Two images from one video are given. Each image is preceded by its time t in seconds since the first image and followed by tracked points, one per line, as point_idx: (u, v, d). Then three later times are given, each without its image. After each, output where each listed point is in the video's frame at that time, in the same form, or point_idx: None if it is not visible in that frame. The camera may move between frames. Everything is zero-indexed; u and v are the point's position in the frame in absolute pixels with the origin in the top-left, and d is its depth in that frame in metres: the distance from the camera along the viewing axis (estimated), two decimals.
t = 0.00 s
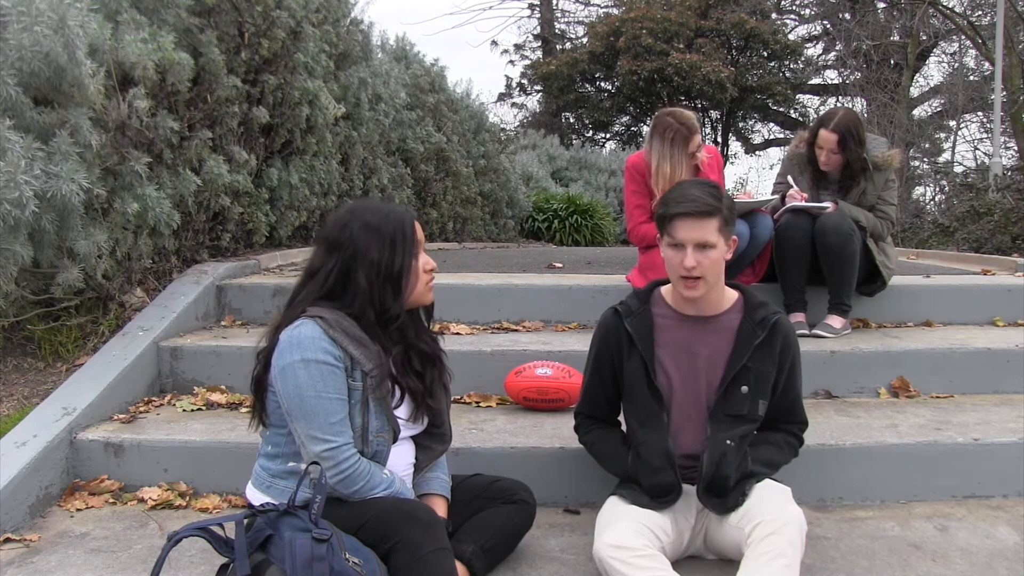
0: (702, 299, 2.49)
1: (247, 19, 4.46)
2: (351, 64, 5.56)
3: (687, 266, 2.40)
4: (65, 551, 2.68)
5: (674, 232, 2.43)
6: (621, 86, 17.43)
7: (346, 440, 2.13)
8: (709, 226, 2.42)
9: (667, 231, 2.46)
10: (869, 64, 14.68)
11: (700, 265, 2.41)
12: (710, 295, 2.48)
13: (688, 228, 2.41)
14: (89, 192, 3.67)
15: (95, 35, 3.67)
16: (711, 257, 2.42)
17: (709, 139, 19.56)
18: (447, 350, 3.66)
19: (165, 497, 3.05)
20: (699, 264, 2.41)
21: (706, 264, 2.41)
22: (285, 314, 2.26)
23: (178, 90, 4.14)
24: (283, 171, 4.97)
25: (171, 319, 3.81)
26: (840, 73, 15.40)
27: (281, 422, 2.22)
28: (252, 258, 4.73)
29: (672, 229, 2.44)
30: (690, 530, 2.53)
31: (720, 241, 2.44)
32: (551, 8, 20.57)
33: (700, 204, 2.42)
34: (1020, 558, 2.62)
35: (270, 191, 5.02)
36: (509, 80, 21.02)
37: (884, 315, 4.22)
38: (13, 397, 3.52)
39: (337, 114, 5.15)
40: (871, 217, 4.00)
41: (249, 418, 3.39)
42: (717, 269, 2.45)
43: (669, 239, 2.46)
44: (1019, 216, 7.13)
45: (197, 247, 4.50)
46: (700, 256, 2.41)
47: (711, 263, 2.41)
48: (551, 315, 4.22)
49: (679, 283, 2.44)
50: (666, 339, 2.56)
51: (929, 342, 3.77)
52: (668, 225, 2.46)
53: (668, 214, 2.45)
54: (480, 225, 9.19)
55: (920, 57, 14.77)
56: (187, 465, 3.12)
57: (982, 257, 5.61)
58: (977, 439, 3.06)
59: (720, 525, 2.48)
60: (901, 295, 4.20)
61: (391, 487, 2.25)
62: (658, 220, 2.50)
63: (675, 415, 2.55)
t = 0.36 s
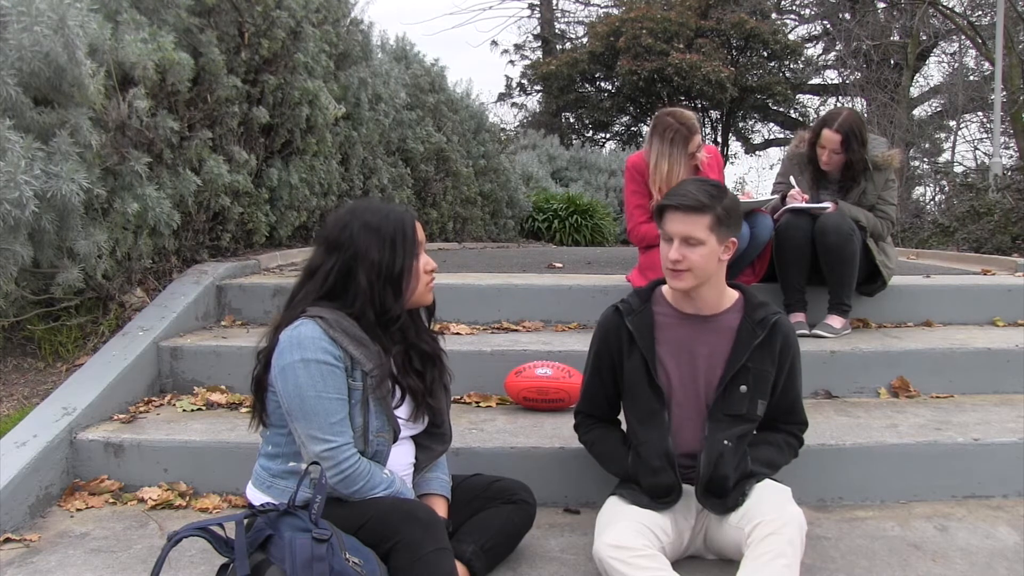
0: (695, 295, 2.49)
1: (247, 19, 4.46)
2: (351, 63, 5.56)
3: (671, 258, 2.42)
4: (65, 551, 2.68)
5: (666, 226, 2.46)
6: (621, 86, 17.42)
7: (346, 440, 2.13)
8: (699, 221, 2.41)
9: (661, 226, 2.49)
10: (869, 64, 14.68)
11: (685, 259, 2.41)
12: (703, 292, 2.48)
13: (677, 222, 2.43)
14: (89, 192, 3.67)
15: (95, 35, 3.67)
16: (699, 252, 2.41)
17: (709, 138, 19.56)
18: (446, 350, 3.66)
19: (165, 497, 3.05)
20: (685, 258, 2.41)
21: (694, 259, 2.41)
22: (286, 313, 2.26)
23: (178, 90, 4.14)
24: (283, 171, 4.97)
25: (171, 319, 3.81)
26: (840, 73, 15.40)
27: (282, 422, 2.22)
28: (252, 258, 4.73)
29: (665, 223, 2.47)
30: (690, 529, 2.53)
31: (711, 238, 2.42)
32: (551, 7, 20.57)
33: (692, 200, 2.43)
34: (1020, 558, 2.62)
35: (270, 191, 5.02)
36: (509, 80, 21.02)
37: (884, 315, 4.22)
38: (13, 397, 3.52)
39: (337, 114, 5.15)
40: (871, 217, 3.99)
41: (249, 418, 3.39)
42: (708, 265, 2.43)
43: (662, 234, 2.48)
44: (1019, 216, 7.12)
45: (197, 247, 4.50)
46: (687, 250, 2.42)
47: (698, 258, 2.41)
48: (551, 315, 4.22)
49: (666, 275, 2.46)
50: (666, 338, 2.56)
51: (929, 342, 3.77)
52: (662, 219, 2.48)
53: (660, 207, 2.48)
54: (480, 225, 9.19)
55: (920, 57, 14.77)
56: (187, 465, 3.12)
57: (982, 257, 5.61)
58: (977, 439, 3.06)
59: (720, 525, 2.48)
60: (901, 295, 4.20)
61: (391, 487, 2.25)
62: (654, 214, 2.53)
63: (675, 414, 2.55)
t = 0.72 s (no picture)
0: (699, 294, 2.49)
1: (247, 19, 4.46)
2: (351, 63, 5.56)
3: (682, 255, 2.42)
4: (65, 551, 2.68)
5: (677, 222, 2.46)
6: (621, 86, 17.43)
7: (345, 441, 2.13)
8: (710, 220, 2.42)
9: (671, 222, 2.48)
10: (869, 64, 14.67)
11: (695, 257, 2.41)
12: (708, 291, 2.49)
13: (690, 219, 2.42)
14: (89, 192, 3.67)
15: (95, 35, 3.67)
16: (708, 251, 2.42)
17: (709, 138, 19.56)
18: (446, 349, 3.67)
19: (165, 497, 3.05)
20: (694, 256, 2.42)
21: (703, 258, 2.41)
22: (285, 313, 2.26)
23: (178, 90, 4.14)
24: (283, 171, 4.97)
25: (171, 319, 3.81)
26: (839, 73, 15.40)
27: (281, 422, 2.22)
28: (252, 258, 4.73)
29: (676, 219, 2.46)
30: (690, 530, 2.53)
31: (720, 237, 2.43)
32: (551, 7, 20.57)
33: (703, 199, 2.43)
34: (1020, 558, 2.62)
35: (270, 191, 5.02)
36: (509, 80, 21.03)
37: (884, 315, 4.22)
38: (13, 397, 3.52)
39: (337, 114, 5.15)
40: (870, 217, 3.99)
41: (249, 418, 3.39)
42: (714, 265, 2.44)
43: (671, 230, 2.48)
44: (1018, 216, 7.12)
45: (197, 247, 4.50)
46: (697, 248, 2.42)
47: (707, 257, 2.41)
48: (551, 315, 4.22)
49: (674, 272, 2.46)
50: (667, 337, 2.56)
51: (929, 342, 3.77)
52: (672, 215, 2.48)
53: (674, 204, 2.46)
54: (480, 225, 9.19)
55: (920, 57, 14.76)
56: (187, 465, 3.12)
57: (982, 257, 5.61)
58: (977, 439, 3.06)
59: (721, 525, 2.48)
60: (901, 295, 4.20)
61: (391, 487, 2.25)
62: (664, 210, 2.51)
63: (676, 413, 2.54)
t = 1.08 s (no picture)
0: (709, 297, 2.49)
1: (247, 19, 4.46)
2: (351, 63, 5.56)
3: (703, 263, 2.39)
4: (65, 551, 2.68)
5: (689, 228, 2.42)
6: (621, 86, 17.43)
7: (341, 431, 2.10)
8: (723, 224, 2.42)
9: (681, 227, 2.44)
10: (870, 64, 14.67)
11: (715, 262, 2.41)
12: (715, 292, 2.49)
13: (704, 226, 2.41)
14: (89, 192, 3.67)
15: (95, 35, 3.67)
16: (724, 255, 2.43)
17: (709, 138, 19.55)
18: (446, 349, 3.66)
19: (165, 497, 3.05)
20: (714, 262, 2.41)
21: (721, 262, 2.42)
22: (282, 317, 2.26)
23: (178, 90, 4.14)
24: (283, 171, 4.97)
25: (171, 319, 3.81)
26: (840, 73, 15.40)
27: (281, 421, 2.21)
28: (252, 258, 4.73)
29: (687, 226, 2.43)
30: (690, 529, 2.53)
31: (731, 239, 2.45)
32: (551, 7, 20.57)
33: (714, 203, 2.42)
34: (1020, 558, 2.62)
35: (270, 191, 5.02)
36: (509, 80, 21.03)
37: (884, 315, 4.21)
38: (13, 397, 3.52)
39: (337, 114, 5.15)
40: (871, 217, 3.99)
41: (249, 418, 3.39)
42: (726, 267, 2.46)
43: (683, 236, 2.44)
44: (1019, 216, 7.12)
45: (197, 247, 4.50)
46: (714, 253, 2.41)
47: (724, 261, 2.42)
48: (551, 315, 4.22)
49: (689, 279, 2.43)
50: (668, 338, 2.56)
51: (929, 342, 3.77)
52: (681, 221, 2.44)
53: (683, 213, 2.43)
54: (480, 224, 9.18)
55: (920, 57, 14.77)
56: (187, 465, 3.12)
57: (983, 257, 5.61)
58: (977, 439, 3.06)
59: (720, 525, 2.48)
60: (901, 295, 4.20)
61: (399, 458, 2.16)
62: (669, 218, 2.48)
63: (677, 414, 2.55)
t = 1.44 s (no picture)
0: (705, 303, 2.49)
1: (247, 19, 4.46)
2: (351, 63, 5.56)
3: (697, 272, 2.39)
4: (65, 551, 2.68)
5: (682, 237, 2.42)
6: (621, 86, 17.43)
7: (363, 354, 2.13)
8: (715, 232, 2.42)
9: (674, 236, 2.44)
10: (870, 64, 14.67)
11: (708, 270, 2.40)
12: (710, 299, 2.48)
13: (696, 236, 2.40)
14: (89, 192, 3.67)
15: (95, 35, 3.67)
16: (718, 262, 2.43)
17: (709, 138, 19.55)
18: (446, 349, 3.66)
19: (165, 497, 3.05)
20: (708, 270, 2.41)
21: (714, 269, 2.41)
22: (276, 319, 2.27)
23: (178, 90, 4.14)
24: (283, 171, 4.97)
25: (171, 319, 3.81)
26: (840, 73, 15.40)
27: (290, 409, 2.21)
28: (252, 258, 4.73)
29: (677, 236, 2.43)
30: (690, 530, 2.53)
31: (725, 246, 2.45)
32: (551, 7, 20.57)
33: (707, 211, 2.42)
34: (1020, 558, 2.62)
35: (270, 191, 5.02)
36: (509, 80, 21.03)
37: (884, 315, 4.21)
38: (13, 397, 3.52)
39: (337, 114, 5.15)
40: (870, 217, 3.99)
41: (249, 418, 3.39)
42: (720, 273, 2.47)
43: (676, 245, 2.44)
44: (1019, 217, 7.12)
45: (197, 247, 4.50)
46: (708, 261, 2.41)
47: (718, 268, 2.42)
48: (551, 315, 4.22)
49: (682, 288, 2.44)
50: (666, 341, 2.56)
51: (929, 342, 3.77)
52: (675, 231, 2.43)
53: (676, 221, 2.43)
54: (480, 225, 9.18)
55: (920, 57, 14.77)
56: (187, 465, 3.12)
57: (983, 257, 5.61)
58: (977, 439, 3.06)
59: (720, 525, 2.48)
60: (901, 295, 4.20)
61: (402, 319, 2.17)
62: (662, 225, 2.48)
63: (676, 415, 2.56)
